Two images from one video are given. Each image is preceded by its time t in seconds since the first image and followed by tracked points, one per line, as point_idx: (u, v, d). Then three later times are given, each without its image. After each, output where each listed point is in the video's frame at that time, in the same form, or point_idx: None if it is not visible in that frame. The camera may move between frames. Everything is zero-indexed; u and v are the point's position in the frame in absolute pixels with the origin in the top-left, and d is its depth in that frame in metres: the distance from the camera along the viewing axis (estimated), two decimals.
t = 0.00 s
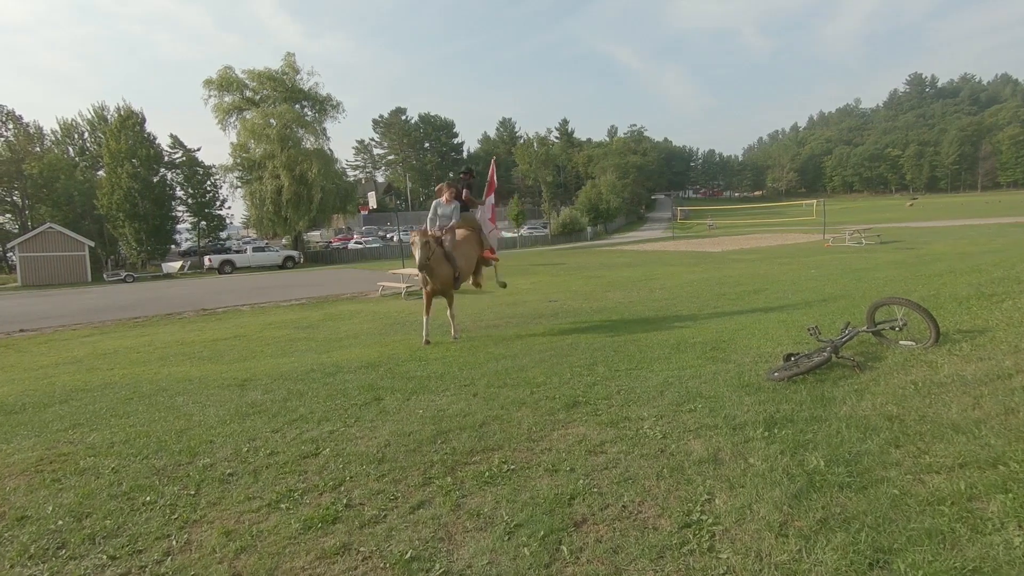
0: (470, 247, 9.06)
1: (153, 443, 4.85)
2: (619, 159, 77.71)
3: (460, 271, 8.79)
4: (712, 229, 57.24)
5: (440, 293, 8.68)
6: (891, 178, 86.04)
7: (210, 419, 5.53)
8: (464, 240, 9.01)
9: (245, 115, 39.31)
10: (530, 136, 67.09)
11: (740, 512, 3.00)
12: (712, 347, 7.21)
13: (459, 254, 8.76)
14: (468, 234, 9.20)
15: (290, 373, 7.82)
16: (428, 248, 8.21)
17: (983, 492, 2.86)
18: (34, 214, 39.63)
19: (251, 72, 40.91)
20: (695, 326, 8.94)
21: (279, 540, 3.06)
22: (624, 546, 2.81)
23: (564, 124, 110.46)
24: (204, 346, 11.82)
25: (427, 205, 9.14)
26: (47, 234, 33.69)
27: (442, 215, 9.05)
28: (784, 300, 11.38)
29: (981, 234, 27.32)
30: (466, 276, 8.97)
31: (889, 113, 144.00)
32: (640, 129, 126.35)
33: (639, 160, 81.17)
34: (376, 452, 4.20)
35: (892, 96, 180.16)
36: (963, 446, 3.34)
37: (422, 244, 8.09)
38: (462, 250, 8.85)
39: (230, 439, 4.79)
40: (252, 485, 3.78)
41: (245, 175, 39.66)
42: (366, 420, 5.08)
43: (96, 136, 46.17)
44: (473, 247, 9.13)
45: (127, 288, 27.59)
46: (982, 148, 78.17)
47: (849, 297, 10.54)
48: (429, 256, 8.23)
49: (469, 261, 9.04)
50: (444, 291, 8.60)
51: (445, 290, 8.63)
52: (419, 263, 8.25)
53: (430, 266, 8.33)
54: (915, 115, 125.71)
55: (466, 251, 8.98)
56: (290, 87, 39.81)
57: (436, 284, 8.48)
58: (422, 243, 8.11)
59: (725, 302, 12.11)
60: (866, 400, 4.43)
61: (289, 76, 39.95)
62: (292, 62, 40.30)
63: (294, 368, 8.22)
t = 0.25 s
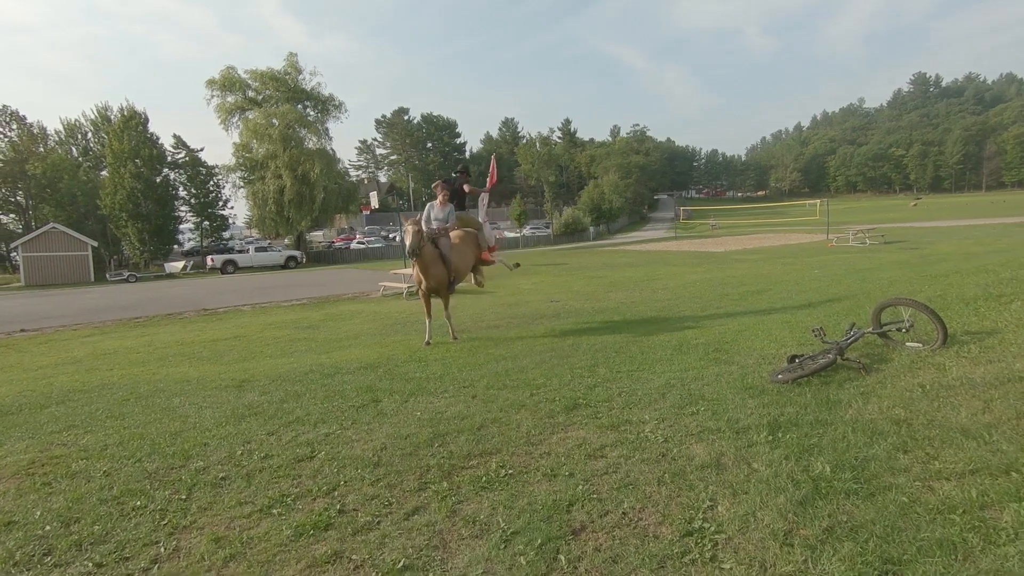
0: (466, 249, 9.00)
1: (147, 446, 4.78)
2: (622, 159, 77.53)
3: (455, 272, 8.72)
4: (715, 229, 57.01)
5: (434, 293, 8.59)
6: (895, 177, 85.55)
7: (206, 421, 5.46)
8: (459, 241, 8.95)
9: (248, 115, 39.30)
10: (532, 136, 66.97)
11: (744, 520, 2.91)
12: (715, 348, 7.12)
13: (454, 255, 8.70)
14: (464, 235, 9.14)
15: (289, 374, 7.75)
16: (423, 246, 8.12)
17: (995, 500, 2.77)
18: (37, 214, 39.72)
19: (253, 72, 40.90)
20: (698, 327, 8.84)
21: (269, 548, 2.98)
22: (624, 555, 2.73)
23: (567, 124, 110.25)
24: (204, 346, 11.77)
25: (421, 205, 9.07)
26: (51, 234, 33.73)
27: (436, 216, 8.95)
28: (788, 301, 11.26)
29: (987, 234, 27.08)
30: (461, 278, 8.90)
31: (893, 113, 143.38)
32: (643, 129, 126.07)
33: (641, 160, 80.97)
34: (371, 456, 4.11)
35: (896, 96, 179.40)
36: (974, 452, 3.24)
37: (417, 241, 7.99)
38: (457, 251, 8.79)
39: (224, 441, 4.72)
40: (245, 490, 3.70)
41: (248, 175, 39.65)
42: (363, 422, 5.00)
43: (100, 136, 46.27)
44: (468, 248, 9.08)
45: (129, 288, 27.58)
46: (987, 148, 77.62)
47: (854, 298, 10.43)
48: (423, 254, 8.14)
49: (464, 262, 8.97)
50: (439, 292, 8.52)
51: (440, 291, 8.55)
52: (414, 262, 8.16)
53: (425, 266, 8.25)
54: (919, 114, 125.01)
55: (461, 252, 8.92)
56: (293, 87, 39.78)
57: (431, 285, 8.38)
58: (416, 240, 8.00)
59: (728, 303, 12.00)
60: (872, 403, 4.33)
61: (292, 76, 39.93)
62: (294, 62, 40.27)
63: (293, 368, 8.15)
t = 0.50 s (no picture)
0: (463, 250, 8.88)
1: (142, 449, 4.72)
2: (624, 159, 77.41)
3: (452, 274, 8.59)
4: (719, 229, 56.81)
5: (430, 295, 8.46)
6: (900, 177, 85.11)
7: (203, 424, 5.40)
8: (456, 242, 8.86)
9: (251, 115, 39.30)
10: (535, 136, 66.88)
11: (749, 528, 2.83)
12: (719, 350, 7.04)
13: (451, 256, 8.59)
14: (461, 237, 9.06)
15: (289, 375, 7.69)
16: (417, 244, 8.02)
17: (1010, 509, 2.68)
18: (41, 214, 39.83)
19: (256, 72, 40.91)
20: (702, 329, 8.75)
21: (261, 556, 2.92)
22: (626, 564, 2.65)
23: (569, 124, 110.11)
24: (204, 347, 11.74)
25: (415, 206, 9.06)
26: (55, 234, 33.78)
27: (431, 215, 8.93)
28: (793, 301, 11.16)
29: (992, 234, 26.88)
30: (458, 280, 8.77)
31: (897, 113, 142.81)
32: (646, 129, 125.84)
33: (645, 160, 80.82)
34: (369, 460, 4.05)
35: (900, 96, 178.66)
36: (986, 459, 3.16)
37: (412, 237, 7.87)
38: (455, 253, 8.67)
39: (221, 445, 4.66)
40: (239, 495, 3.63)
41: (251, 175, 39.66)
42: (361, 425, 4.93)
43: (104, 136, 46.38)
44: (467, 250, 8.96)
45: (132, 288, 27.60)
46: (992, 147, 77.16)
47: (860, 298, 10.32)
48: (418, 252, 8.04)
49: (462, 263, 8.82)
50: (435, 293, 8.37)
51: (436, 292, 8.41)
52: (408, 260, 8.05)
53: (420, 265, 8.13)
54: (924, 114, 124.45)
55: (459, 253, 8.81)
56: (295, 87, 39.79)
57: (426, 286, 8.25)
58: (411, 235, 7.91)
59: (732, 303, 11.91)
60: (880, 407, 4.24)
61: (294, 76, 39.92)
62: (297, 62, 40.26)
63: (293, 370, 8.09)
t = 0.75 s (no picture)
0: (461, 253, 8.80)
1: (140, 451, 4.66)
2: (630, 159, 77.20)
3: (449, 276, 8.49)
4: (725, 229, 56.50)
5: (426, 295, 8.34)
6: (908, 177, 84.37)
7: (202, 426, 5.34)
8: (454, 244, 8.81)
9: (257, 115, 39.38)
10: (541, 136, 66.77)
11: (757, 539, 2.73)
12: (726, 352, 6.93)
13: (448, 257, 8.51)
14: (458, 240, 8.99)
15: (291, 376, 7.64)
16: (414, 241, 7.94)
17: None
18: (50, 215, 40.10)
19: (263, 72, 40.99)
20: (708, 330, 8.64)
21: (255, 564, 2.85)
22: None
23: (574, 124, 109.90)
24: (208, 347, 11.71)
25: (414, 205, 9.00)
26: (63, 234, 33.96)
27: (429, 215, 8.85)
28: (801, 302, 11.03)
29: (1003, 233, 26.54)
30: (456, 283, 8.67)
31: (906, 112, 141.73)
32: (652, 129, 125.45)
33: (650, 160, 80.56)
34: (368, 464, 3.97)
35: (908, 95, 177.30)
36: (1005, 467, 3.05)
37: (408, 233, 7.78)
38: (452, 255, 8.60)
39: (219, 447, 4.59)
40: (235, 500, 3.56)
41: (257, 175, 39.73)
42: (361, 428, 4.85)
43: (111, 137, 46.66)
44: (464, 253, 8.89)
45: (139, 288, 27.70)
46: (1002, 146, 76.38)
47: (869, 299, 10.18)
48: (415, 249, 7.94)
49: (459, 266, 8.71)
50: (431, 294, 8.26)
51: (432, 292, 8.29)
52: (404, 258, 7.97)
53: (416, 264, 8.04)
54: (933, 112, 123.47)
55: (457, 256, 8.73)
56: (301, 88, 39.85)
57: (422, 285, 8.14)
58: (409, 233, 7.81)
59: (739, 304, 11.78)
60: (892, 412, 4.12)
61: (300, 76, 40.00)
62: (303, 62, 40.32)
63: (295, 370, 8.04)
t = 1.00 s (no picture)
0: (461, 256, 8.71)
1: (141, 453, 4.63)
2: (637, 159, 76.97)
3: (449, 277, 8.39)
4: (733, 229, 56.15)
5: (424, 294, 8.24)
6: (919, 176, 83.55)
7: (205, 427, 5.31)
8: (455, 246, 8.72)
9: (265, 116, 39.52)
10: (548, 136, 66.66)
11: (766, 548, 2.65)
12: (734, 353, 6.83)
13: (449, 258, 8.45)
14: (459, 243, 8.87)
15: (295, 376, 7.61)
16: (414, 238, 7.91)
17: None
18: (61, 215, 40.45)
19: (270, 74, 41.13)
20: (716, 331, 8.54)
21: (251, 570, 2.80)
22: None
23: (581, 124, 109.62)
24: (214, 347, 11.71)
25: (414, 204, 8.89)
26: (74, 235, 34.20)
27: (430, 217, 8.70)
28: (811, 303, 10.90)
29: (1017, 233, 26.19)
30: (456, 285, 8.56)
31: (916, 111, 140.42)
32: (659, 128, 124.99)
33: (658, 160, 80.29)
34: (369, 467, 3.91)
35: (919, 93, 175.63)
36: None
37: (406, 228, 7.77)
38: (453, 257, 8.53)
39: (220, 449, 4.55)
40: (234, 503, 3.52)
41: (265, 176, 39.88)
42: (363, 430, 4.79)
43: (121, 138, 47.00)
44: (465, 257, 8.80)
45: (148, 288, 27.85)
46: (1015, 145, 75.45)
47: (880, 300, 10.05)
48: (414, 246, 7.89)
49: (460, 267, 8.61)
50: (428, 292, 8.17)
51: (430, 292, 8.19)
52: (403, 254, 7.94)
53: (414, 261, 7.99)
54: (944, 111, 122.22)
55: (458, 259, 8.65)
56: (309, 88, 39.96)
57: (420, 283, 8.07)
58: (407, 229, 7.78)
59: (747, 305, 11.65)
60: (905, 416, 4.02)
61: (308, 77, 40.13)
62: (311, 63, 40.43)
63: (300, 371, 8.01)
